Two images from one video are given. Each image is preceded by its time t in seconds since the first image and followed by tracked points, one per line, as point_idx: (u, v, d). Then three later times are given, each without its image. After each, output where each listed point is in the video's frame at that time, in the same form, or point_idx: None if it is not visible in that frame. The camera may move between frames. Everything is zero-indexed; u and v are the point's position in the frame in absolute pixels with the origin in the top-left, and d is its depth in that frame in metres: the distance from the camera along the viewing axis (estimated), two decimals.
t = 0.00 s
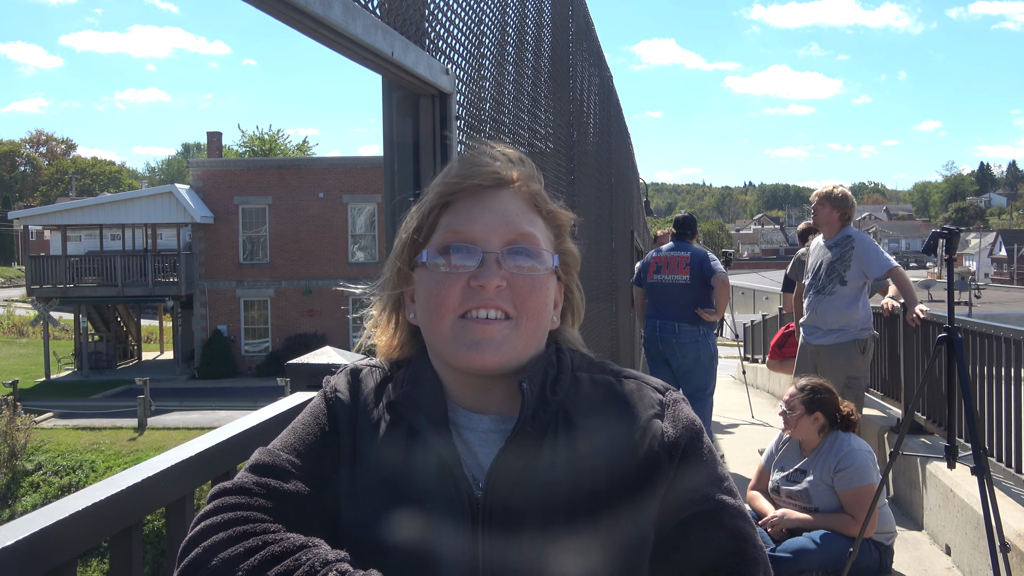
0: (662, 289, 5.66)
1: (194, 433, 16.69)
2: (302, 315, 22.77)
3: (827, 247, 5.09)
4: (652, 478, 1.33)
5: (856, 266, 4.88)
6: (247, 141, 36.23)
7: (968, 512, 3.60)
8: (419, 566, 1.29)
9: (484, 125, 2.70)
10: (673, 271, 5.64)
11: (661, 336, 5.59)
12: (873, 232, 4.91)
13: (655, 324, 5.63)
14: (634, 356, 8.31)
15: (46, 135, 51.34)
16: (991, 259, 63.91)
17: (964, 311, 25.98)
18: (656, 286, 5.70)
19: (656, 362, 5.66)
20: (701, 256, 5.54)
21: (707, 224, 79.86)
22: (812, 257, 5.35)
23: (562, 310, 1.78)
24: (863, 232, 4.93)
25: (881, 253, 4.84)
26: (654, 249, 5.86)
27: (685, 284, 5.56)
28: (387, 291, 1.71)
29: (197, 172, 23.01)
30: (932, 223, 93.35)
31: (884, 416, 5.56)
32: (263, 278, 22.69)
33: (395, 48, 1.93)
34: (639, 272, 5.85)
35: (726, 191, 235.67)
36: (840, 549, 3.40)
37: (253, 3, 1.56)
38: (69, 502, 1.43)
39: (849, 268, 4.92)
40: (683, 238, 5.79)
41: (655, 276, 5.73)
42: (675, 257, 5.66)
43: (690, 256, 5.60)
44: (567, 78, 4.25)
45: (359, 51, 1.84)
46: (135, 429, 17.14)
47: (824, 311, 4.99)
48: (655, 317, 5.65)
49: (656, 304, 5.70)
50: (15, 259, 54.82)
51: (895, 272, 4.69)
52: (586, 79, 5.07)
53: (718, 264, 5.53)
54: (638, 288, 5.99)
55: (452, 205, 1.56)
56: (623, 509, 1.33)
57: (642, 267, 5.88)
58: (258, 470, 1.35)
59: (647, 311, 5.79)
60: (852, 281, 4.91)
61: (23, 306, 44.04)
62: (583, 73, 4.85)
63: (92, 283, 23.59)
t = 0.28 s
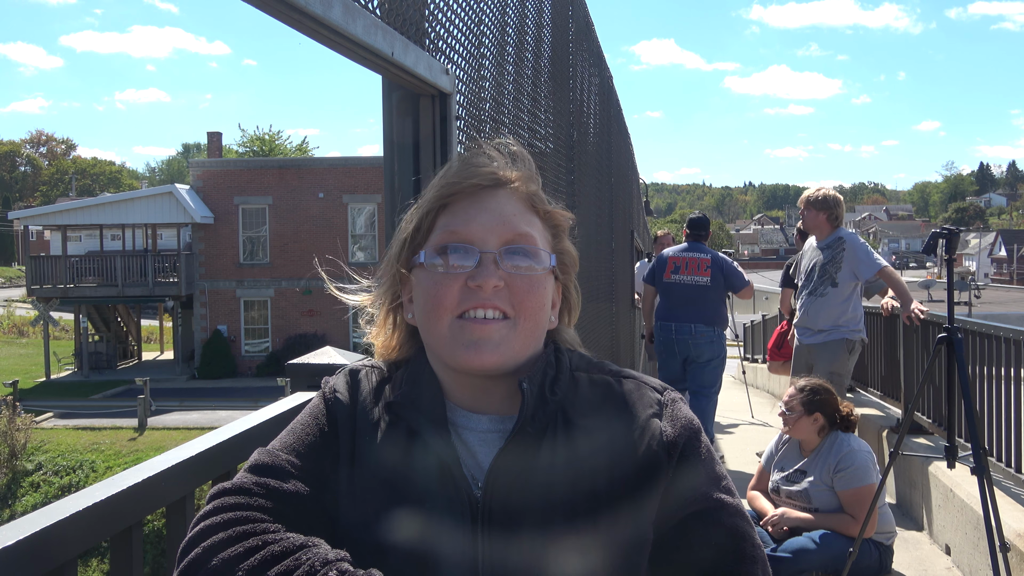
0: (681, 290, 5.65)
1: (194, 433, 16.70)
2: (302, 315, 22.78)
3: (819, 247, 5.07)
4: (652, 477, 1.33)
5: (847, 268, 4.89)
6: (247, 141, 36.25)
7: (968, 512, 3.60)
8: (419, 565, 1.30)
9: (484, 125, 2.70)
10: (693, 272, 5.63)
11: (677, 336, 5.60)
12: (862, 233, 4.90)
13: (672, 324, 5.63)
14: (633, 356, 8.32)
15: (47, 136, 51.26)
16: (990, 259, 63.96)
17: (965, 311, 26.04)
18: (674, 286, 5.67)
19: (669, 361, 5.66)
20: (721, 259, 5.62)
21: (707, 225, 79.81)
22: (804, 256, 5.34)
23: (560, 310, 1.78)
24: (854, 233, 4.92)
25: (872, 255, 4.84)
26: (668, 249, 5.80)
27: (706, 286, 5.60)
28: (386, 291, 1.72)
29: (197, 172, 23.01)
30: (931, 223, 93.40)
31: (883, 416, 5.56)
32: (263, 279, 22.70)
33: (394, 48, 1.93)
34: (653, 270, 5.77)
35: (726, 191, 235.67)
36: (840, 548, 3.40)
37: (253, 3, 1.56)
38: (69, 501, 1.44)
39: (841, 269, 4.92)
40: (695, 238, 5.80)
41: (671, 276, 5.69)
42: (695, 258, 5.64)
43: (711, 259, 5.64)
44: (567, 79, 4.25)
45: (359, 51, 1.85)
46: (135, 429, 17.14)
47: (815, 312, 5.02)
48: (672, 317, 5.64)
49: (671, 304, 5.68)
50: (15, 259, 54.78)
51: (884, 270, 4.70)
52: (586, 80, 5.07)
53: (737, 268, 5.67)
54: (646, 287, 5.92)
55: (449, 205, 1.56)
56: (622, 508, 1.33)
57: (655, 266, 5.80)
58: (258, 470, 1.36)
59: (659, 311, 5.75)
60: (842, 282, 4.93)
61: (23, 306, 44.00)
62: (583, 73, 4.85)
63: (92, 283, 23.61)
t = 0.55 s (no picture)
0: (684, 294, 5.63)
1: (194, 433, 16.71)
2: (302, 315, 22.77)
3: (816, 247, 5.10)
4: (654, 480, 1.33)
5: (838, 269, 4.88)
6: (246, 141, 36.22)
7: (968, 512, 3.60)
8: (419, 564, 1.30)
9: (484, 125, 2.70)
10: (695, 275, 5.62)
11: (681, 337, 5.59)
12: (853, 234, 4.85)
13: (677, 326, 5.60)
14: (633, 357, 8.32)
15: (47, 136, 51.18)
16: (990, 259, 63.96)
17: (965, 311, 26.02)
18: (677, 289, 5.64)
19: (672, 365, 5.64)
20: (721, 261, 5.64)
21: (707, 225, 79.74)
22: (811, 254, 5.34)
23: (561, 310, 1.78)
24: (845, 233, 4.88)
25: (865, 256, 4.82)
26: (667, 253, 5.75)
27: (709, 288, 5.62)
28: (388, 289, 1.71)
29: (197, 172, 23.01)
30: (931, 223, 93.38)
31: (883, 416, 5.56)
32: (263, 279, 22.70)
33: (394, 48, 1.93)
34: (655, 274, 5.71)
35: (726, 191, 235.63)
36: (840, 548, 3.40)
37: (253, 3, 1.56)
38: (69, 501, 1.44)
39: (830, 270, 4.93)
40: (690, 240, 5.79)
41: (674, 280, 5.65)
42: (696, 261, 5.62)
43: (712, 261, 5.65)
44: (567, 78, 4.25)
45: (358, 51, 1.85)
46: (135, 429, 17.14)
47: (806, 312, 5.08)
48: (676, 319, 5.62)
49: (674, 307, 5.66)
50: (14, 259, 54.67)
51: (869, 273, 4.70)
52: (586, 80, 5.07)
53: (734, 268, 5.74)
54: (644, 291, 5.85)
55: (453, 206, 1.56)
56: (625, 508, 1.33)
57: (655, 270, 5.73)
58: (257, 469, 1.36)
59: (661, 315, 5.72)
60: (831, 282, 4.94)
61: (23, 306, 43.98)
62: (583, 73, 4.85)
63: (92, 283, 23.62)
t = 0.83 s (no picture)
0: (678, 291, 5.65)
1: (194, 433, 16.71)
2: (302, 315, 22.77)
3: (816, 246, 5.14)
4: (666, 477, 1.34)
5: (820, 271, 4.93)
6: (246, 141, 36.20)
7: (968, 512, 3.61)
8: (422, 564, 1.30)
9: (484, 125, 2.71)
10: (689, 273, 5.62)
11: (677, 334, 5.60)
12: (834, 237, 4.84)
13: (672, 323, 5.62)
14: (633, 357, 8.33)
15: (47, 137, 50.97)
16: (990, 259, 63.98)
17: (965, 311, 26.04)
18: (671, 288, 5.66)
19: (669, 363, 5.64)
20: (714, 258, 5.64)
21: (706, 225, 79.72)
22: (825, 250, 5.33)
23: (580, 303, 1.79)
24: (829, 237, 4.87)
25: (843, 265, 4.79)
26: (661, 251, 5.77)
27: (702, 286, 5.62)
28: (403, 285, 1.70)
29: (197, 172, 23.01)
30: (931, 223, 93.37)
31: (882, 416, 5.57)
32: (263, 279, 22.71)
33: (395, 48, 1.93)
34: (648, 273, 5.73)
35: (726, 191, 235.68)
36: (840, 548, 3.41)
37: (252, 4, 1.56)
38: (69, 501, 1.44)
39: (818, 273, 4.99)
40: (683, 238, 5.80)
41: (668, 278, 5.67)
42: (689, 260, 5.64)
43: (705, 259, 5.64)
44: (567, 79, 4.25)
45: (358, 51, 1.85)
46: (135, 429, 17.14)
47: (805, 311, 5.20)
48: (671, 317, 5.64)
49: (669, 305, 5.68)
50: (15, 260, 54.67)
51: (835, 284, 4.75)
52: (586, 80, 5.07)
53: (727, 265, 5.71)
54: (638, 288, 5.86)
55: (469, 203, 1.56)
56: (636, 503, 1.34)
57: (649, 268, 5.75)
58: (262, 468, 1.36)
59: (656, 313, 5.73)
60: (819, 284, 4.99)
61: (23, 306, 43.95)
62: (583, 73, 4.86)
63: (92, 283, 23.63)
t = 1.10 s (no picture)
0: (683, 292, 5.65)
1: (194, 433, 16.71)
2: (302, 315, 22.75)
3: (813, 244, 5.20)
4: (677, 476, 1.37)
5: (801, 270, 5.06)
6: (246, 141, 36.19)
7: (968, 511, 3.61)
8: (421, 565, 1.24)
9: (484, 125, 2.71)
10: (693, 274, 5.63)
11: (683, 334, 5.60)
12: (816, 239, 4.93)
13: (678, 323, 5.61)
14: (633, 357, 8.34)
15: (47, 136, 50.85)
16: (990, 259, 63.98)
17: (965, 311, 26.05)
18: (676, 288, 5.66)
19: (671, 364, 5.65)
20: (718, 261, 5.66)
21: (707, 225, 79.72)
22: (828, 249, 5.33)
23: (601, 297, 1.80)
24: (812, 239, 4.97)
25: (820, 261, 4.88)
26: (665, 252, 5.78)
27: (706, 286, 5.63)
28: (421, 285, 1.68)
29: (197, 172, 23.00)
30: (931, 223, 93.36)
31: (883, 416, 5.57)
32: (263, 279, 22.71)
33: (395, 48, 1.93)
34: (653, 272, 5.73)
35: (726, 191, 235.63)
36: (840, 549, 3.42)
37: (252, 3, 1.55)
38: (69, 501, 1.44)
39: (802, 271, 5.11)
40: (688, 240, 5.82)
41: (673, 278, 5.67)
42: (694, 260, 5.65)
43: (710, 261, 5.67)
44: (567, 78, 4.25)
45: (358, 51, 1.85)
46: (135, 429, 17.14)
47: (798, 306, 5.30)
48: (677, 316, 5.63)
49: (674, 306, 5.67)
50: (15, 259, 54.70)
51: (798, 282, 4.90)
52: (586, 80, 5.07)
53: (730, 271, 5.79)
54: (642, 287, 5.86)
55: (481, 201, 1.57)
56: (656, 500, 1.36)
57: (654, 268, 5.76)
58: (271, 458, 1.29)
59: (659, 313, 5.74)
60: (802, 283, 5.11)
61: (23, 306, 43.93)
62: (582, 73, 4.86)
63: (92, 283, 23.64)
